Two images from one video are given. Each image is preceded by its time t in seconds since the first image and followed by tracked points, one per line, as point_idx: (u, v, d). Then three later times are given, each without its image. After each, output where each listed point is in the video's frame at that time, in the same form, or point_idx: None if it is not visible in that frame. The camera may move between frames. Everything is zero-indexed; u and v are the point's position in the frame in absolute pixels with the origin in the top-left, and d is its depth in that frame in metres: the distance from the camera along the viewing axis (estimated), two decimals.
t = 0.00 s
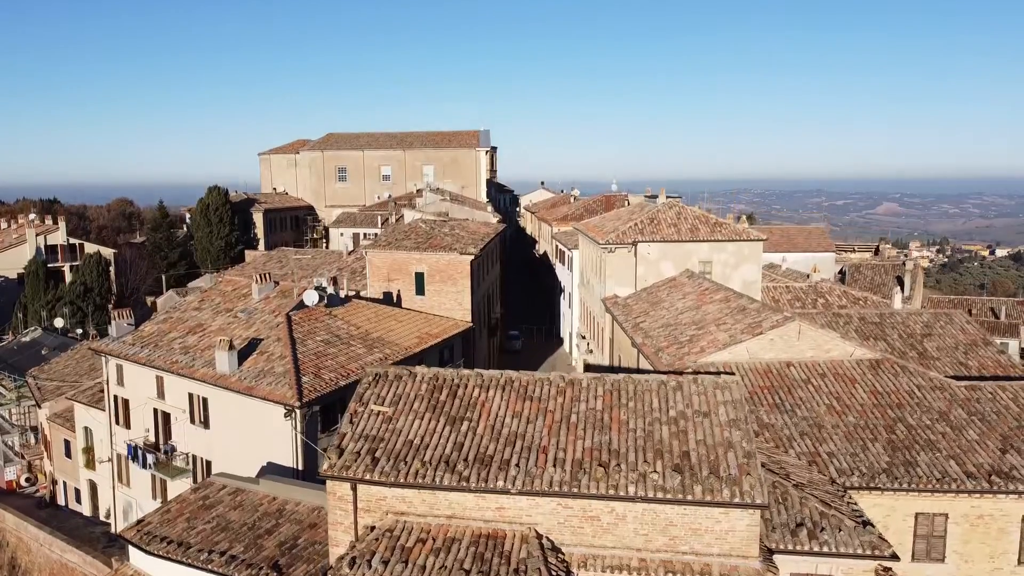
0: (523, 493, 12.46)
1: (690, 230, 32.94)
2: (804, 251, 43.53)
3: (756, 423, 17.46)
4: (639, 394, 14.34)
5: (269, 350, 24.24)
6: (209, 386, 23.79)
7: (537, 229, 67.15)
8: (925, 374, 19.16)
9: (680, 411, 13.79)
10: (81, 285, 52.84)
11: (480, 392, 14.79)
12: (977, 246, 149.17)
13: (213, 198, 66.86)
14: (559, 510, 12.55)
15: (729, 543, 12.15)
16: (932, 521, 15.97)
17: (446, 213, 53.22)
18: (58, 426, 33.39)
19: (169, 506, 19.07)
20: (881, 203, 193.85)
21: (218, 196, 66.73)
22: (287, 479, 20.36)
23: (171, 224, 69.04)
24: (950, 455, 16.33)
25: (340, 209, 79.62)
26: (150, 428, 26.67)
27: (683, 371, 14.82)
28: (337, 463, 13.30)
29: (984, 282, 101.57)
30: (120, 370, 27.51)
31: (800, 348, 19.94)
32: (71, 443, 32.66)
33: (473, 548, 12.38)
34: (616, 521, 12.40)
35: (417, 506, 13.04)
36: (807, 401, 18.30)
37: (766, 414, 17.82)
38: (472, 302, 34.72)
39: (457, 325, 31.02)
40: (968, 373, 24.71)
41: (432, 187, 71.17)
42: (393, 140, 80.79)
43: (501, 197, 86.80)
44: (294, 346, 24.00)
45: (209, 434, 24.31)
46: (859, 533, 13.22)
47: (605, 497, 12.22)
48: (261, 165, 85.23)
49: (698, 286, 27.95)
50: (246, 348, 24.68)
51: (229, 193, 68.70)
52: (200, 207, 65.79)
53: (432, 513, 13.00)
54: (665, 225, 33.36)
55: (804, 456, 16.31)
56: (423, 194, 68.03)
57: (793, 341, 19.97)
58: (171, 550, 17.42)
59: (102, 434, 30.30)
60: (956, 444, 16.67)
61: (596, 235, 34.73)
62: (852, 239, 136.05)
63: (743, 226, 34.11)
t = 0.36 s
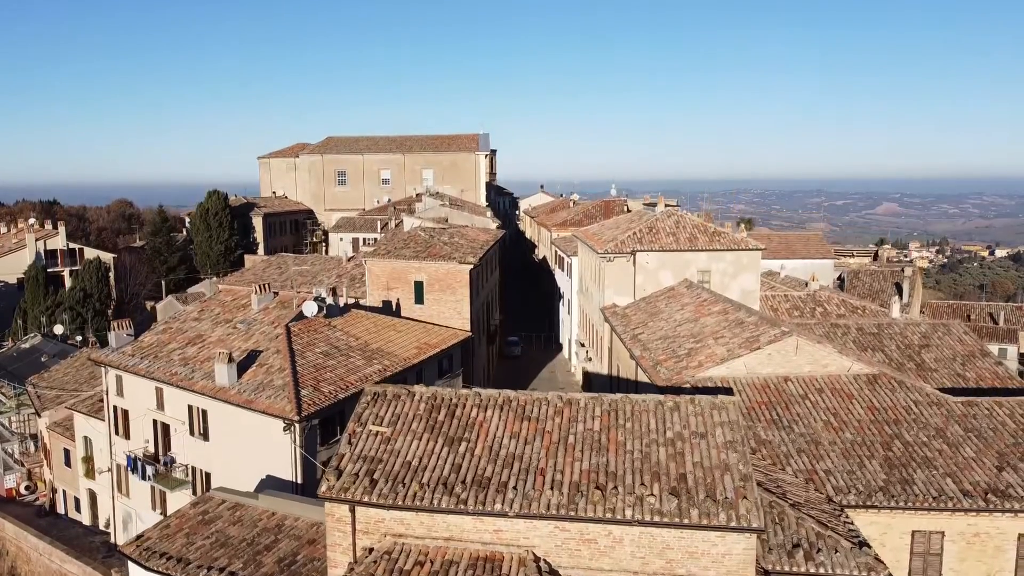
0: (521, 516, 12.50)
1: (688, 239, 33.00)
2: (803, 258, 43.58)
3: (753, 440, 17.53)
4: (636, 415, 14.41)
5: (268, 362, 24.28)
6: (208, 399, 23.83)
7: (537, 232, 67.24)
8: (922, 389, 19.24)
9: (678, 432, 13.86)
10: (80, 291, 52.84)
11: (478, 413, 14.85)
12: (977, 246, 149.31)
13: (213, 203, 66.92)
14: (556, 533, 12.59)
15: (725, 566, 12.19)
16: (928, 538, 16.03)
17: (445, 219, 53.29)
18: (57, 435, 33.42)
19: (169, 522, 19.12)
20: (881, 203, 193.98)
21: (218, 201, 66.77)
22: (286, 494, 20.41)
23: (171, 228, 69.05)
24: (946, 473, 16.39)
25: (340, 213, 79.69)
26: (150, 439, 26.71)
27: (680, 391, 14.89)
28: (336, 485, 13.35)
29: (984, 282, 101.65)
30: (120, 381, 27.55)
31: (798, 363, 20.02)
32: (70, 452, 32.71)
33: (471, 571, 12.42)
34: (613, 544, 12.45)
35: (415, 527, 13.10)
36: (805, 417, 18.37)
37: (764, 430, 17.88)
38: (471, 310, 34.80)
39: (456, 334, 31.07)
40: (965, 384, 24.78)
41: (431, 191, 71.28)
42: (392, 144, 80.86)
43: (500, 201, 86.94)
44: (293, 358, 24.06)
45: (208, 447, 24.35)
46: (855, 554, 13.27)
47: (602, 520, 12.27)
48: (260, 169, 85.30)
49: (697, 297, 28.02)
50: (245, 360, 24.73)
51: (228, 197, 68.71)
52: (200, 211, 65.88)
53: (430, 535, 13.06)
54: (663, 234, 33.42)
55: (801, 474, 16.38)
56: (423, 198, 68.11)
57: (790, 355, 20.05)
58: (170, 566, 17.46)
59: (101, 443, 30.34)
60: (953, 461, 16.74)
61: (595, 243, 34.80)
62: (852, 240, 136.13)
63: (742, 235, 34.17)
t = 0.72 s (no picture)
0: (519, 537, 12.55)
1: (687, 247, 33.04)
2: (801, 264, 43.63)
3: (751, 455, 17.59)
4: (634, 433, 14.48)
5: (267, 373, 24.32)
6: (208, 410, 23.87)
7: (536, 236, 67.24)
8: (920, 403, 19.32)
9: (675, 451, 13.93)
10: (80, 296, 52.87)
11: (476, 430, 14.93)
12: (976, 247, 149.41)
13: (213, 207, 67.03)
14: (554, 553, 12.62)
15: None
16: (925, 554, 16.06)
17: (444, 223, 53.34)
18: (57, 443, 33.46)
19: (169, 535, 19.18)
20: (880, 204, 194.14)
21: (218, 205, 66.88)
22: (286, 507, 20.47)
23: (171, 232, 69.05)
24: (943, 488, 16.45)
25: (340, 216, 79.74)
26: (150, 449, 26.77)
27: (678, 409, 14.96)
28: (335, 504, 13.42)
29: (983, 282, 101.81)
30: (120, 391, 27.59)
31: (796, 376, 20.08)
32: (70, 460, 32.75)
33: None
34: (611, 565, 12.48)
35: (413, 547, 13.14)
36: (802, 431, 18.43)
37: (761, 445, 17.94)
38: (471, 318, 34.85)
39: (455, 343, 31.12)
40: (963, 396, 24.82)
41: (431, 195, 71.34)
42: (392, 147, 80.90)
43: (500, 203, 87.04)
44: (292, 369, 24.10)
45: (208, 457, 24.39)
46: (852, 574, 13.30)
47: (599, 541, 12.32)
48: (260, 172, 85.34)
49: (696, 306, 28.07)
50: (245, 371, 24.78)
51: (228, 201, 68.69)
52: (200, 215, 66.07)
53: (429, 554, 13.10)
54: (662, 242, 33.46)
55: (798, 489, 16.44)
56: (422, 202, 68.15)
57: (788, 369, 20.10)
58: None
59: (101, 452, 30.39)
60: (950, 476, 16.81)
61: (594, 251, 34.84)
62: (851, 241, 136.26)
63: (741, 243, 34.22)
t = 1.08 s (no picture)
0: (517, 560, 12.56)
1: (686, 256, 33.11)
2: (800, 270, 43.66)
3: (749, 471, 17.66)
4: (633, 454, 14.56)
5: (267, 385, 24.38)
6: (208, 422, 23.92)
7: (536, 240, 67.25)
8: (917, 419, 19.40)
9: (673, 472, 14.00)
10: (78, 302, 52.72)
11: (475, 450, 15.00)
12: (975, 247, 149.52)
13: (213, 211, 66.97)
14: None
15: None
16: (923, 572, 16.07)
17: (444, 229, 53.40)
18: (57, 452, 33.51)
19: (169, 550, 19.24)
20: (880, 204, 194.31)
21: (218, 209, 66.81)
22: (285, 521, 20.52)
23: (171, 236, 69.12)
24: (941, 506, 16.50)
25: (339, 221, 79.78)
26: (150, 460, 26.83)
27: (676, 430, 15.04)
28: (334, 525, 13.46)
29: (982, 283, 101.96)
30: (120, 402, 27.65)
31: (794, 391, 20.15)
32: (70, 468, 32.82)
33: None
34: None
35: (412, 569, 13.14)
36: (800, 447, 18.50)
37: (759, 461, 18.01)
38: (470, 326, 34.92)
39: (455, 352, 31.18)
40: (960, 408, 24.90)
41: (430, 199, 71.42)
42: (392, 151, 80.98)
43: (499, 206, 87.29)
44: (292, 381, 24.16)
45: (207, 469, 24.44)
46: None
47: (598, 564, 12.34)
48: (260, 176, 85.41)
49: (694, 317, 28.14)
50: (244, 383, 24.83)
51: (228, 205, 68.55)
52: (200, 220, 66.06)
53: None
54: (661, 251, 33.53)
55: (796, 507, 16.50)
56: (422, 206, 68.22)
57: (786, 384, 20.16)
58: None
59: (101, 462, 30.43)
60: (946, 493, 16.88)
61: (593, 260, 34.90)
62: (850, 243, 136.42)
63: (739, 252, 34.29)
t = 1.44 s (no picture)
0: None
1: (685, 265, 33.18)
2: (799, 277, 43.69)
3: (747, 487, 17.74)
4: (632, 474, 14.64)
5: (267, 397, 24.45)
6: (208, 434, 23.99)
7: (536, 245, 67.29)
8: (915, 434, 19.49)
9: (672, 492, 14.08)
10: (78, 307, 52.84)
11: (475, 470, 15.07)
12: (975, 248, 149.61)
13: (213, 215, 67.05)
14: None
15: None
16: None
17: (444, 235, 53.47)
18: (57, 460, 33.56)
19: (169, 565, 19.32)
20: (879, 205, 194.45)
21: (218, 213, 66.90)
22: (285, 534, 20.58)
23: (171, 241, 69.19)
24: (938, 523, 16.56)
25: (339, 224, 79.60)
26: (150, 470, 26.90)
27: (675, 450, 15.12)
28: (335, 546, 13.52)
29: (982, 284, 102.05)
30: (120, 412, 27.72)
31: (793, 406, 20.23)
32: (70, 477, 32.87)
33: None
34: None
35: None
36: (799, 463, 18.59)
37: (758, 477, 18.09)
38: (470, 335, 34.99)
39: (454, 362, 31.24)
40: (959, 420, 24.96)
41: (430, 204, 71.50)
42: (392, 155, 81.06)
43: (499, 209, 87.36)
44: (292, 393, 24.21)
45: (208, 481, 24.52)
46: None
47: None
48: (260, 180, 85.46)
49: (694, 327, 28.21)
50: (245, 395, 24.90)
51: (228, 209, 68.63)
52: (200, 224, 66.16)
53: None
54: (661, 260, 33.59)
55: (794, 524, 16.57)
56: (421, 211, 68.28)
57: (785, 399, 20.24)
58: None
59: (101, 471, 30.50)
60: (944, 509, 16.96)
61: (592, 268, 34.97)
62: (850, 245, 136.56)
63: (739, 261, 34.35)
